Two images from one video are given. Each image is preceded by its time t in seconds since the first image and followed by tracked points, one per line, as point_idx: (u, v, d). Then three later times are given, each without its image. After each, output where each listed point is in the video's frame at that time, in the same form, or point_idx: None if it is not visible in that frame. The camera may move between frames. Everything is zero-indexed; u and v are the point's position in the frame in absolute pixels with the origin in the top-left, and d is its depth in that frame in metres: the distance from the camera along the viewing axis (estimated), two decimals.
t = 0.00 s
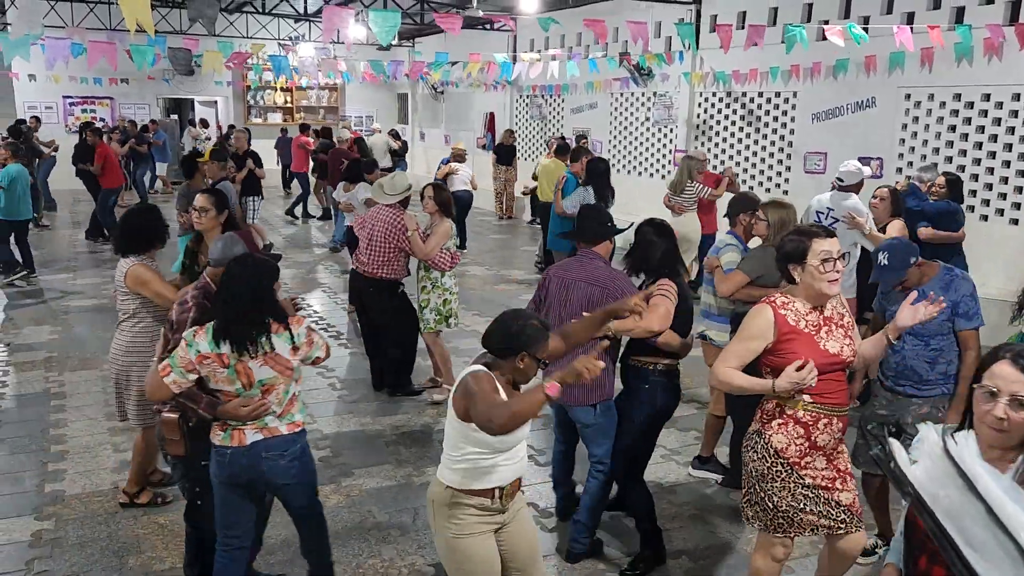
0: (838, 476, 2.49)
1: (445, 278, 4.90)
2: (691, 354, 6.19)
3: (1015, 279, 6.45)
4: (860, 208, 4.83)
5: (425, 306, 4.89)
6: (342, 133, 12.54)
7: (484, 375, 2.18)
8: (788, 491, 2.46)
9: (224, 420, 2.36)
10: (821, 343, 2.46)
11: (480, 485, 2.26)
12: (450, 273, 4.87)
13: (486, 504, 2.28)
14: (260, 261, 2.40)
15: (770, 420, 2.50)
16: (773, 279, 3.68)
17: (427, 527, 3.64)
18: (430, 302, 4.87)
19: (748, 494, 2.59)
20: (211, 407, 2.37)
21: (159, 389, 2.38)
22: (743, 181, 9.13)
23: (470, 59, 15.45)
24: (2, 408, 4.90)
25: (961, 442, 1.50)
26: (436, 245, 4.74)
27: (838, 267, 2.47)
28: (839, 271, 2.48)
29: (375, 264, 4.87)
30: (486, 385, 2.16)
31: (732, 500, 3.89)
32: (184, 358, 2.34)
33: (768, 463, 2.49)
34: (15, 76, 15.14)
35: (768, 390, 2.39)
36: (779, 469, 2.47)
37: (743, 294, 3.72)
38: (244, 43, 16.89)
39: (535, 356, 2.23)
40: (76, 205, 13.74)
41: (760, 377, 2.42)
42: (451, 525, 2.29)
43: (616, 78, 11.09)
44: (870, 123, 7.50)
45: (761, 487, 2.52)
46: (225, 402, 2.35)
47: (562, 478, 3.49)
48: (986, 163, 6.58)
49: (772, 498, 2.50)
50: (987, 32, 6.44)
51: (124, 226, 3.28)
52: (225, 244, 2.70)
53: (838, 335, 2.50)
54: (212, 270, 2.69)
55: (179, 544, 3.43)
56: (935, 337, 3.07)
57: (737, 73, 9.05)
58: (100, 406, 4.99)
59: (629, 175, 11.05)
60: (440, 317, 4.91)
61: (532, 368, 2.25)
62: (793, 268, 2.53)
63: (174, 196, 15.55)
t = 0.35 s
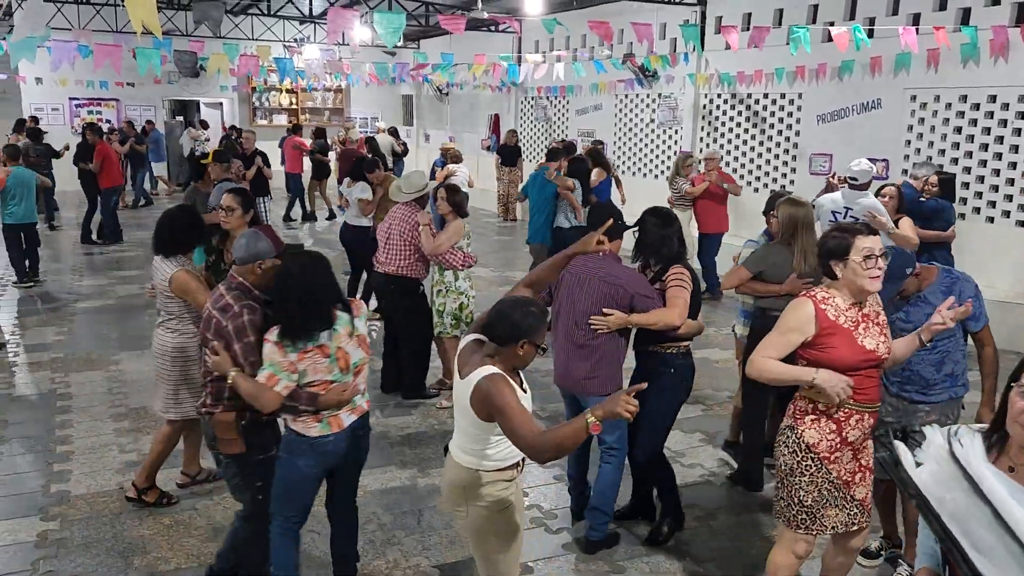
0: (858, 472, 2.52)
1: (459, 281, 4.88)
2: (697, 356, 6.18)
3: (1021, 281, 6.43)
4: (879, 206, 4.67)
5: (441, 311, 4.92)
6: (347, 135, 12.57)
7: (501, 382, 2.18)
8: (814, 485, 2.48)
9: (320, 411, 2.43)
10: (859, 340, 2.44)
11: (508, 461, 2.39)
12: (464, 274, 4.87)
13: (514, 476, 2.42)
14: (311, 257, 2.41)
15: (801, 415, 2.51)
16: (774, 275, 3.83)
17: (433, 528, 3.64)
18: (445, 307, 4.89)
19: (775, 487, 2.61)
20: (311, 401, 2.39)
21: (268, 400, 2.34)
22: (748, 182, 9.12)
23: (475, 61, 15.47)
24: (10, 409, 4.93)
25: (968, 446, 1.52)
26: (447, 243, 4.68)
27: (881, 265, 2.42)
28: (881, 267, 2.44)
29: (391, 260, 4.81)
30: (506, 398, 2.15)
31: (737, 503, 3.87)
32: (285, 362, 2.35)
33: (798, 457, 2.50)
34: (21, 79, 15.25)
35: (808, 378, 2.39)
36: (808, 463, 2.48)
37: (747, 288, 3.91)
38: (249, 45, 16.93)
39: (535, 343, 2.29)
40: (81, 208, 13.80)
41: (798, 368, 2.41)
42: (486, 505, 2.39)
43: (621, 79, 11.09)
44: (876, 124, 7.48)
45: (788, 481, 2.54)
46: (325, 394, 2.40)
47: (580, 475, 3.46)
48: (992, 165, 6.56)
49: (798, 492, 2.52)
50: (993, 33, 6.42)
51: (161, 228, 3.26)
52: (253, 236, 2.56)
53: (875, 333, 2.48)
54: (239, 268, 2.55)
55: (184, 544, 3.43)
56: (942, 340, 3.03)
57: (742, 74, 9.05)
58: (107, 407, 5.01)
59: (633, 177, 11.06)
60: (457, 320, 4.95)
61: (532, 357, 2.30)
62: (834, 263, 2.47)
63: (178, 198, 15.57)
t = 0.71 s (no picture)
0: (873, 469, 2.51)
1: (468, 287, 4.87)
2: (700, 359, 6.17)
3: None
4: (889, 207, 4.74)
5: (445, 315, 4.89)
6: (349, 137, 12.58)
7: (481, 386, 2.22)
8: (831, 480, 2.47)
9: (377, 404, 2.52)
10: (881, 335, 2.45)
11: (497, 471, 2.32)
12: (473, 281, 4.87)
13: (502, 488, 2.34)
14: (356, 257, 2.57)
15: (816, 410, 2.51)
16: (772, 272, 3.84)
17: (437, 530, 3.64)
18: (450, 311, 4.86)
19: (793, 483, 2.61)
20: (376, 392, 2.49)
21: (348, 384, 2.40)
22: (751, 185, 9.12)
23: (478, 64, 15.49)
24: (15, 411, 4.94)
25: (972, 447, 1.49)
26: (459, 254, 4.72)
27: (904, 261, 2.43)
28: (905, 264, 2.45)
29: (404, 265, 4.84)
30: (471, 403, 2.19)
31: (741, 505, 3.87)
32: (367, 354, 2.45)
33: (813, 452, 2.50)
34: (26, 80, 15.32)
35: (827, 372, 2.38)
36: (823, 458, 2.48)
37: (741, 285, 3.93)
38: (252, 48, 16.98)
39: (534, 356, 2.25)
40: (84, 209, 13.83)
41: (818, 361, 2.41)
42: (471, 509, 2.35)
43: (623, 82, 11.10)
44: (880, 127, 7.48)
45: (805, 476, 2.54)
46: (385, 385, 2.51)
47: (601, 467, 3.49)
48: (996, 167, 6.55)
49: (815, 487, 2.52)
50: (996, 36, 6.42)
51: (185, 230, 3.29)
52: (274, 242, 2.58)
53: (896, 330, 2.49)
54: (264, 273, 2.56)
55: (187, 547, 3.43)
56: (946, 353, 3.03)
57: (745, 77, 9.05)
58: (111, 409, 5.02)
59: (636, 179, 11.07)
60: (461, 326, 4.90)
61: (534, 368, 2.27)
62: (858, 258, 2.48)
63: (181, 201, 15.60)
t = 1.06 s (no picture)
0: (875, 478, 2.52)
1: (471, 291, 4.87)
2: (701, 363, 6.16)
3: None
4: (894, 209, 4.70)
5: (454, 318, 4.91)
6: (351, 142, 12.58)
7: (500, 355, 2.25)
8: (834, 488, 2.47)
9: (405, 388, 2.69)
10: (885, 343, 2.45)
11: (521, 484, 2.27)
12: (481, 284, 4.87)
13: (525, 503, 2.29)
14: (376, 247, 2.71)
15: (817, 418, 2.51)
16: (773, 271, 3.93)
17: (438, 534, 3.64)
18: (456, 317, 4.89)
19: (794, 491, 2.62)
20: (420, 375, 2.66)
21: (404, 364, 2.55)
22: (752, 189, 9.12)
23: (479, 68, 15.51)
24: (16, 416, 4.94)
25: (972, 448, 1.43)
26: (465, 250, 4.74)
27: (910, 270, 2.41)
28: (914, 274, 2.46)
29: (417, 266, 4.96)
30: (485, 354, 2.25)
31: (742, 509, 3.86)
32: (411, 332, 2.62)
33: (814, 459, 2.50)
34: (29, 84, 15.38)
35: (831, 376, 2.38)
36: (825, 465, 2.47)
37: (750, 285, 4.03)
38: (254, 53, 17.00)
39: (552, 360, 2.24)
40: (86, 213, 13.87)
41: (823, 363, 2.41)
42: (493, 526, 2.29)
43: (625, 86, 11.12)
44: (880, 131, 7.50)
45: (806, 483, 2.55)
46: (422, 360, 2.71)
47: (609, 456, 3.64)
48: (997, 171, 6.54)
49: (817, 495, 2.52)
50: (997, 40, 6.43)
51: (207, 232, 3.34)
52: (290, 240, 2.57)
53: (901, 338, 2.49)
54: (292, 271, 2.54)
55: (188, 551, 3.43)
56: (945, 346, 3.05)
57: (746, 81, 9.07)
58: (113, 413, 5.02)
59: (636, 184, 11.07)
60: (462, 330, 4.92)
61: (552, 373, 2.26)
62: (863, 265, 2.50)
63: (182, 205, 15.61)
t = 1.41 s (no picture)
0: (864, 484, 2.51)
1: (479, 294, 4.86)
2: (703, 366, 6.16)
3: None
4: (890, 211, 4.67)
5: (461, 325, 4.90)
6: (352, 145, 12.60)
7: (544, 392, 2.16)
8: (815, 493, 2.47)
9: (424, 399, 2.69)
10: (873, 348, 2.43)
11: (563, 491, 2.28)
12: (488, 289, 4.85)
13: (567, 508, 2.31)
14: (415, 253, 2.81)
15: (805, 423, 2.51)
16: (775, 272, 4.00)
17: (438, 538, 3.63)
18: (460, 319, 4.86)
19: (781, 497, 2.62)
20: (440, 381, 2.71)
21: (419, 372, 2.56)
22: (754, 192, 9.11)
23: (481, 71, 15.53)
24: (18, 418, 4.95)
25: (976, 454, 1.43)
26: (474, 259, 4.77)
27: (894, 271, 2.42)
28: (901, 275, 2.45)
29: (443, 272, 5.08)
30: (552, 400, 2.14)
31: (744, 513, 3.85)
32: (430, 343, 2.65)
33: (799, 465, 2.50)
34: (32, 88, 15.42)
35: (814, 384, 2.38)
36: (809, 472, 2.47)
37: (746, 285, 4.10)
38: (256, 56, 17.03)
39: (573, 373, 2.21)
40: (89, 217, 13.91)
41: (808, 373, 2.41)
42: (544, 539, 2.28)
43: (626, 90, 11.12)
44: (882, 134, 7.49)
45: (790, 487, 2.55)
46: (445, 372, 2.74)
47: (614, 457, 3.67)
48: (999, 174, 6.53)
49: (799, 500, 2.52)
50: (999, 43, 6.42)
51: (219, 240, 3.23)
52: (330, 241, 2.61)
53: (890, 342, 2.46)
54: (327, 271, 2.56)
55: (190, 554, 3.43)
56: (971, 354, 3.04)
57: (748, 84, 9.06)
58: (115, 416, 5.03)
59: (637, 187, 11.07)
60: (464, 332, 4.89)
61: (573, 387, 2.23)
62: (848, 268, 2.50)
63: (184, 208, 15.63)
